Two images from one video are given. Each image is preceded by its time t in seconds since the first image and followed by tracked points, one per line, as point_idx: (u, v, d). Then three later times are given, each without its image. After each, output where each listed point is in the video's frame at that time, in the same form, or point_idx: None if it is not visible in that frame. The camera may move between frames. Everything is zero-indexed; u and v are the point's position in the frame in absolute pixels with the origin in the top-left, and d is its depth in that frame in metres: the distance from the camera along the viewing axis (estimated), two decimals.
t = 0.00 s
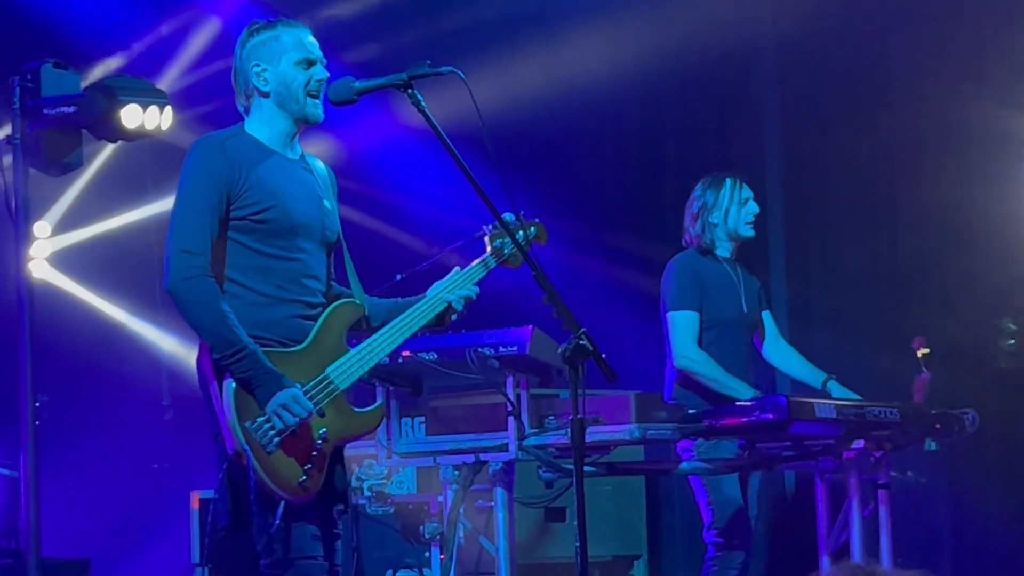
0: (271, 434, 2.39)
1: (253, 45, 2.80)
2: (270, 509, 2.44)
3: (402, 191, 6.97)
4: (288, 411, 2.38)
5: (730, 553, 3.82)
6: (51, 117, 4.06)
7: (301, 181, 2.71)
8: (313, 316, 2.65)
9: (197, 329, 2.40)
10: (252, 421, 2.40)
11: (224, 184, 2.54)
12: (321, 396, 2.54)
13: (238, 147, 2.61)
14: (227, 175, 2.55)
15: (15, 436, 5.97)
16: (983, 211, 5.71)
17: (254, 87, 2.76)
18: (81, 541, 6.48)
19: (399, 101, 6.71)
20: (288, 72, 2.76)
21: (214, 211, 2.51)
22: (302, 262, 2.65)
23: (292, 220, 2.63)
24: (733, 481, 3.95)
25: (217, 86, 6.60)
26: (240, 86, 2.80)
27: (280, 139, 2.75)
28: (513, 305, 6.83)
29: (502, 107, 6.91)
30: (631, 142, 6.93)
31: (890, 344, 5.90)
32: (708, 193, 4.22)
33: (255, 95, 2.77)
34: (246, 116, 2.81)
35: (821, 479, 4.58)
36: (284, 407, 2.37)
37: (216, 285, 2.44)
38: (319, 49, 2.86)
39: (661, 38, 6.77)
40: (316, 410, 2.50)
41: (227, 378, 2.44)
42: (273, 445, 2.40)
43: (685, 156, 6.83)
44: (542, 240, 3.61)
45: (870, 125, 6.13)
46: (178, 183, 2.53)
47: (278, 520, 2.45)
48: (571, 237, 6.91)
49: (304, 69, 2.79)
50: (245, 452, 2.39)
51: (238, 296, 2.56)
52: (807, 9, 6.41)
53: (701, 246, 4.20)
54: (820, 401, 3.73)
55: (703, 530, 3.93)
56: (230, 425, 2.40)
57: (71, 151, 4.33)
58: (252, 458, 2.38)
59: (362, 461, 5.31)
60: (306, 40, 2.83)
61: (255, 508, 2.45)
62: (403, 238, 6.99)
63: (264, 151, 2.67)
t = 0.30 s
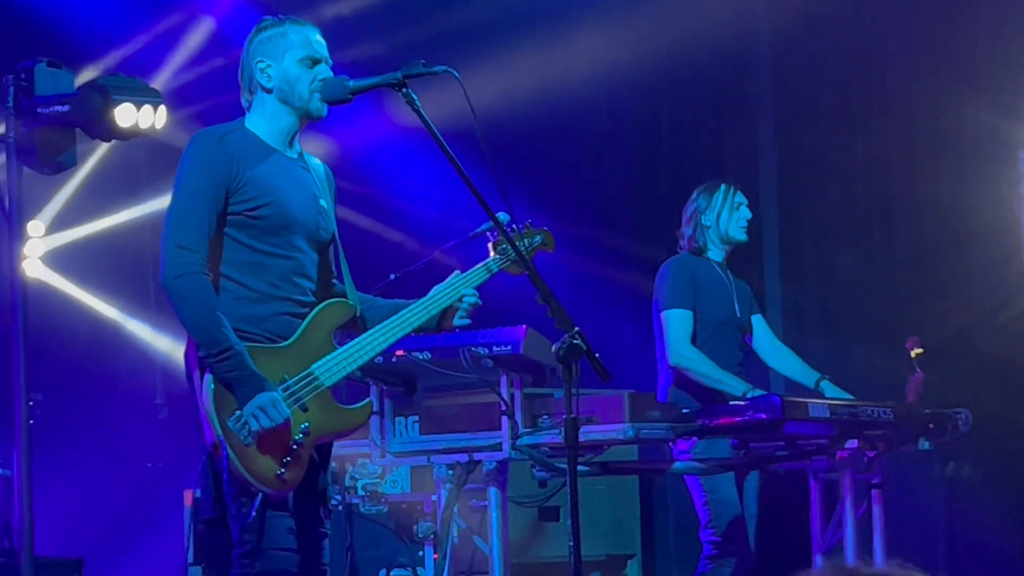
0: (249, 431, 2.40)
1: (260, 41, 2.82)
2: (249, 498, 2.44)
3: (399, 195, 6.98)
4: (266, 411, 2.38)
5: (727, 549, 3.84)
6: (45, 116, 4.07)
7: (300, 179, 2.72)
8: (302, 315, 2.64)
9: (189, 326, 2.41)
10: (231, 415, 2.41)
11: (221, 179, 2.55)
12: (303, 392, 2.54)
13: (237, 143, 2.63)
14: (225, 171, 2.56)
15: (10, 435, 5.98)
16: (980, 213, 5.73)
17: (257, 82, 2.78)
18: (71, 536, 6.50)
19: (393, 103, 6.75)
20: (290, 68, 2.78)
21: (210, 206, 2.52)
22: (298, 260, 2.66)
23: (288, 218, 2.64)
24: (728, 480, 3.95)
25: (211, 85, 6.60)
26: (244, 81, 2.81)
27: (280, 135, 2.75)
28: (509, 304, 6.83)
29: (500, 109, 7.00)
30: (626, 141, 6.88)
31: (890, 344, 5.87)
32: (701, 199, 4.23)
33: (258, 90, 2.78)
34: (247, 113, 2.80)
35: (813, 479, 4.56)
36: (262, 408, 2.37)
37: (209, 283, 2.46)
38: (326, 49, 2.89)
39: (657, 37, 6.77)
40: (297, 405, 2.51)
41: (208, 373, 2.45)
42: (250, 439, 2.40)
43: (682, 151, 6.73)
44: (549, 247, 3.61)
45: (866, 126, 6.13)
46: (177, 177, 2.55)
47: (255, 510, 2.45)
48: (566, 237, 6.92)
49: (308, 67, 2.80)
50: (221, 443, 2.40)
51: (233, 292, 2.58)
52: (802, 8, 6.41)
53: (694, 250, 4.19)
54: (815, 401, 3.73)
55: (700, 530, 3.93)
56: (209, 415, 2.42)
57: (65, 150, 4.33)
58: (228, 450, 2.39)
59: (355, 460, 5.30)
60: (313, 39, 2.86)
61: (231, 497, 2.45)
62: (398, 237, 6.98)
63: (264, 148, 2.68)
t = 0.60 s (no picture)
0: (250, 420, 2.42)
1: (258, 37, 2.82)
2: (248, 496, 2.45)
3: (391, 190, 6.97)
4: (270, 390, 2.39)
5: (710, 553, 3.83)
6: (41, 113, 4.07)
7: (294, 174, 2.71)
8: (299, 310, 2.65)
9: (178, 310, 2.42)
10: (233, 407, 2.42)
11: (214, 169, 2.55)
12: (303, 390, 2.53)
13: (232, 135, 2.63)
14: (219, 161, 2.56)
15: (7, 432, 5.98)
16: (978, 208, 5.79)
17: (254, 76, 2.77)
18: (70, 534, 6.51)
19: (387, 98, 6.73)
20: (288, 63, 2.78)
21: (202, 195, 2.52)
22: (290, 254, 2.65)
23: (281, 211, 2.64)
24: (699, 480, 3.89)
25: (205, 84, 6.59)
26: (240, 76, 2.81)
27: (276, 130, 2.75)
28: (505, 302, 6.83)
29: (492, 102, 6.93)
30: (623, 140, 6.89)
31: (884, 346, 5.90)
32: (704, 194, 4.22)
33: (255, 84, 2.78)
34: (243, 108, 2.80)
35: (809, 477, 4.56)
36: (266, 386, 2.39)
37: (195, 265, 2.47)
38: (323, 46, 2.89)
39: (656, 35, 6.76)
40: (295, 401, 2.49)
41: (210, 362, 2.45)
42: (251, 432, 2.42)
43: (677, 156, 6.78)
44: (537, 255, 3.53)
45: (861, 127, 6.16)
46: (170, 166, 2.55)
47: (255, 511, 2.45)
48: (563, 235, 6.90)
49: (305, 63, 2.80)
50: (223, 438, 2.40)
51: (223, 282, 2.57)
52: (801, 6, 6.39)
53: (698, 246, 4.19)
54: (811, 398, 3.71)
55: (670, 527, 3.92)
56: (212, 412, 2.42)
57: (59, 148, 4.35)
58: (230, 446, 2.39)
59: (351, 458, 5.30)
60: (311, 37, 2.86)
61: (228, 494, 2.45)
62: (395, 236, 6.99)
63: (259, 142, 2.68)
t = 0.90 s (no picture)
0: (258, 411, 2.40)
1: (255, 28, 2.81)
2: (258, 489, 2.44)
3: (388, 187, 6.97)
4: (281, 382, 2.41)
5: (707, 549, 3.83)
6: (37, 109, 4.06)
7: (290, 167, 2.73)
8: (298, 302, 2.64)
9: (190, 296, 2.39)
10: (241, 396, 2.39)
11: (221, 157, 2.54)
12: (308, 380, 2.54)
13: (235, 124, 2.63)
14: (225, 149, 2.56)
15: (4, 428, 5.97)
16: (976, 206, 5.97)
17: (252, 68, 2.76)
18: (69, 533, 6.54)
19: (386, 95, 6.77)
20: (287, 57, 2.78)
21: (210, 182, 2.51)
22: (290, 246, 2.66)
23: (282, 203, 2.64)
24: (699, 476, 3.91)
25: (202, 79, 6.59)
26: (234, 68, 2.79)
27: (271, 122, 2.75)
28: (503, 299, 6.83)
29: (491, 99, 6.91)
30: (621, 137, 6.89)
31: (883, 341, 5.92)
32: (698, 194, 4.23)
33: (252, 76, 2.77)
34: (236, 100, 2.79)
35: (805, 473, 4.56)
36: (278, 379, 2.40)
37: (203, 253, 2.43)
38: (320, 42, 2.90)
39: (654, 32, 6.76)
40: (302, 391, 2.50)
41: (216, 349, 2.42)
42: (261, 422, 2.40)
43: (674, 145, 6.65)
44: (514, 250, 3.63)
45: (860, 126, 6.17)
46: (174, 152, 2.53)
47: (269, 507, 2.45)
48: (560, 233, 6.91)
49: (304, 57, 2.81)
50: (233, 428, 2.38)
51: (225, 273, 2.56)
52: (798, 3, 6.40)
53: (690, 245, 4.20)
54: (808, 395, 3.71)
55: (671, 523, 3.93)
56: (219, 401, 2.38)
57: (56, 142, 4.29)
58: (241, 437, 2.37)
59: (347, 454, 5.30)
60: (308, 31, 2.86)
61: (237, 484, 2.44)
62: (393, 232, 7.00)
63: (259, 133, 2.68)
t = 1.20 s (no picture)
0: (274, 413, 2.39)
1: (255, 25, 2.80)
2: (276, 489, 2.46)
3: (389, 185, 6.97)
4: (296, 395, 2.41)
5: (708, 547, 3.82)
6: (37, 106, 4.06)
7: (291, 164, 2.73)
8: (303, 298, 2.64)
9: (213, 299, 2.38)
10: (257, 399, 2.38)
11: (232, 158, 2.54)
12: (316, 378, 2.56)
13: (242, 123, 2.62)
14: (234, 150, 2.55)
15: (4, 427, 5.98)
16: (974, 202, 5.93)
17: (253, 65, 2.76)
18: (69, 533, 6.51)
19: (386, 93, 6.79)
20: (289, 56, 2.78)
21: (223, 183, 2.50)
22: (295, 245, 2.66)
23: (289, 202, 2.65)
24: (705, 472, 3.86)
25: (203, 77, 6.56)
26: (233, 65, 2.78)
27: (272, 120, 2.75)
28: (503, 297, 6.83)
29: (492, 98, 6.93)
30: (621, 135, 6.86)
31: (883, 341, 5.93)
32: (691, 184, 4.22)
33: (253, 73, 2.76)
34: (235, 97, 2.78)
35: (805, 470, 4.56)
36: (293, 392, 2.39)
37: (226, 257, 2.43)
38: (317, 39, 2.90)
39: (654, 30, 6.76)
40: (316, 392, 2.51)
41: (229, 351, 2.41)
42: (277, 424, 2.40)
43: (681, 146, 6.69)
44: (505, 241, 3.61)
45: (860, 125, 6.19)
46: (181, 155, 2.51)
47: (284, 504, 2.47)
48: (561, 230, 6.88)
49: (305, 55, 2.82)
50: (252, 430, 2.38)
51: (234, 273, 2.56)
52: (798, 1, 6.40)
53: (684, 238, 4.20)
54: (807, 393, 3.71)
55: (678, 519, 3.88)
56: (232, 396, 2.37)
57: (57, 140, 4.29)
58: (259, 439, 2.38)
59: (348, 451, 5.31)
60: (306, 28, 2.86)
61: (249, 483, 2.44)
62: (393, 231, 6.99)
63: (262, 132, 2.68)
